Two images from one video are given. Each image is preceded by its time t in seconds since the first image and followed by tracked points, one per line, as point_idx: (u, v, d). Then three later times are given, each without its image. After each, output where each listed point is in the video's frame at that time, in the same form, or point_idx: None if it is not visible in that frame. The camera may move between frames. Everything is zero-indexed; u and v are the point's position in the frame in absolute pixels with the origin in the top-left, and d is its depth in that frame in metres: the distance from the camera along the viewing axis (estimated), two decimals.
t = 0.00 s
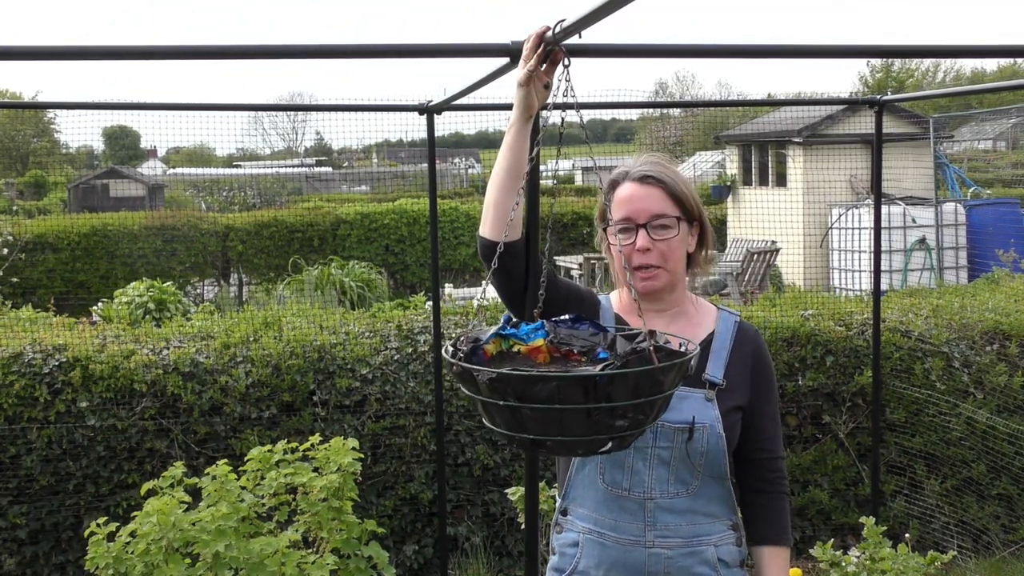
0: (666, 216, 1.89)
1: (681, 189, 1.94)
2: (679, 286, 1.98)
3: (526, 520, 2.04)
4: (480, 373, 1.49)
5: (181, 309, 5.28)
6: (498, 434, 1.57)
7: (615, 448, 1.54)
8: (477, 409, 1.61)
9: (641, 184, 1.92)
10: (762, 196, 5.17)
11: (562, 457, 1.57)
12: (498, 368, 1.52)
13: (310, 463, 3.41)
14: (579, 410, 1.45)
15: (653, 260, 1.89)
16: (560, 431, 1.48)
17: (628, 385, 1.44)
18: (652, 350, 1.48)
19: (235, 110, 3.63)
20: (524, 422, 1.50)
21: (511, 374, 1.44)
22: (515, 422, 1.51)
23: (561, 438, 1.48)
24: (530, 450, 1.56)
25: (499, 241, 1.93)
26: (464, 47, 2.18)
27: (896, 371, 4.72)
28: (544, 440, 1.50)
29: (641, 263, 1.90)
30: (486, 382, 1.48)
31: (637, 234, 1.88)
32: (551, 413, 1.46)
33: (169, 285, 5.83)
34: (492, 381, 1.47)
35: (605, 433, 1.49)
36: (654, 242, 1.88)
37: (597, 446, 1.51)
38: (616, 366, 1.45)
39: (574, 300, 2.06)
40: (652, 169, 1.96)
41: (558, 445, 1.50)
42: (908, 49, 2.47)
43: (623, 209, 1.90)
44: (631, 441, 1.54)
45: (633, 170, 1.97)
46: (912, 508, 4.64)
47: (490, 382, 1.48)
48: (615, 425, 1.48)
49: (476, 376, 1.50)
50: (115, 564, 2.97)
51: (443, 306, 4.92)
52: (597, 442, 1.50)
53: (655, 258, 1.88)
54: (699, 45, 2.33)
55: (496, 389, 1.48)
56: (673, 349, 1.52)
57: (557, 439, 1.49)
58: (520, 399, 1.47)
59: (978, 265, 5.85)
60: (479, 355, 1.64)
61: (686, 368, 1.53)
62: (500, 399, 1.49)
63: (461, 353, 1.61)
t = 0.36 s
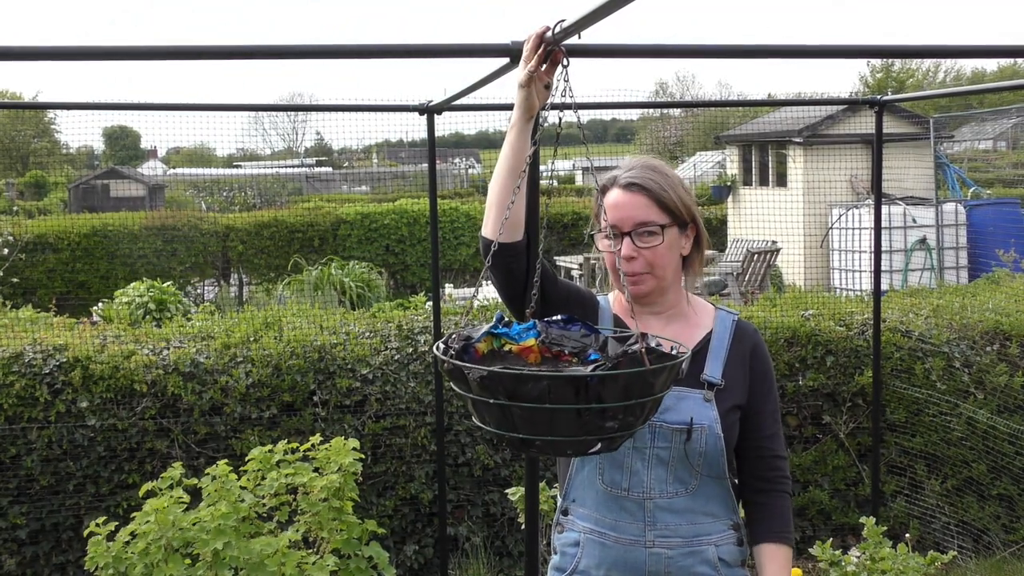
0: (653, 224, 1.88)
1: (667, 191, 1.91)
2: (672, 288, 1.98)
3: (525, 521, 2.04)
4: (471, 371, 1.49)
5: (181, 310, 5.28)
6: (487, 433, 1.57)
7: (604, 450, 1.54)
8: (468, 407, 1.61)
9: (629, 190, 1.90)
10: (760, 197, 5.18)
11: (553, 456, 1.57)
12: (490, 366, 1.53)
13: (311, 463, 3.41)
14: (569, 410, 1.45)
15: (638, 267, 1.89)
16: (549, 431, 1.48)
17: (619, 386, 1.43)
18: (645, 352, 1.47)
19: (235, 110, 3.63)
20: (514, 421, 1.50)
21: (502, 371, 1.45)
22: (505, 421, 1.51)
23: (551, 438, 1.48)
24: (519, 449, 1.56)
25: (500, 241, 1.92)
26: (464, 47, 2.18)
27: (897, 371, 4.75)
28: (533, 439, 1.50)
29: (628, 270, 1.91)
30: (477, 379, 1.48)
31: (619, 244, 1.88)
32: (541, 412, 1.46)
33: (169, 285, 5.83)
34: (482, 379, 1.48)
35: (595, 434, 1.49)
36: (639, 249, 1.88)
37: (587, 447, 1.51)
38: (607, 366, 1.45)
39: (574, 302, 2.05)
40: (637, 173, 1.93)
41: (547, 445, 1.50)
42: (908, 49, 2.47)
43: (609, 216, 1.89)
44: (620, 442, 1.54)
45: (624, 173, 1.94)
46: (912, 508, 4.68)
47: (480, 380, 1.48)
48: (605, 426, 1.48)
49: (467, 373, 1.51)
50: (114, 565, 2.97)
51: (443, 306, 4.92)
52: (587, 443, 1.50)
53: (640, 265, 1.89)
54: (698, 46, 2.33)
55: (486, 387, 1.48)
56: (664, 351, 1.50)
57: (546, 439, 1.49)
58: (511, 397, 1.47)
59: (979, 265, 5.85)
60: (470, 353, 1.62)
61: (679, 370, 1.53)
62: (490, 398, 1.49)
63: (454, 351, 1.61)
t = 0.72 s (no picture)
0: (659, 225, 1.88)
1: (665, 191, 1.90)
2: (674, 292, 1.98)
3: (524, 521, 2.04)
4: (477, 371, 1.49)
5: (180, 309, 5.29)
6: (494, 435, 1.57)
7: (613, 450, 1.53)
8: (475, 409, 1.61)
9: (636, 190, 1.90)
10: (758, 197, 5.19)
11: (560, 458, 1.57)
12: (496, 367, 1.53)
13: (311, 463, 3.41)
14: (576, 408, 1.45)
15: (639, 269, 1.89)
16: (557, 430, 1.48)
17: (627, 383, 1.43)
18: (652, 349, 1.48)
19: (235, 110, 3.63)
20: (520, 422, 1.50)
21: (507, 370, 1.45)
22: (512, 422, 1.51)
23: (558, 437, 1.48)
24: (527, 451, 1.56)
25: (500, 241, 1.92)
26: (464, 48, 2.18)
27: (896, 371, 4.73)
28: (541, 440, 1.50)
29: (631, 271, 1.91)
30: (483, 379, 1.48)
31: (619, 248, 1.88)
32: (548, 411, 1.46)
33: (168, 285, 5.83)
34: (489, 378, 1.48)
35: (603, 433, 1.48)
36: (644, 250, 1.88)
37: (595, 447, 1.51)
38: (614, 364, 1.45)
39: (574, 303, 2.06)
40: (635, 175, 1.93)
41: (555, 446, 1.50)
42: (907, 50, 2.47)
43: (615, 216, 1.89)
44: (629, 443, 1.54)
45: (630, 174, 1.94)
46: (911, 507, 4.65)
47: (487, 379, 1.48)
48: (613, 424, 1.48)
49: (474, 374, 1.51)
50: (114, 564, 2.97)
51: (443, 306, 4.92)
52: (595, 443, 1.50)
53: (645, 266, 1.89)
54: (697, 46, 2.33)
55: (492, 387, 1.48)
56: (672, 348, 1.51)
57: (554, 439, 1.49)
58: (517, 397, 1.47)
59: (978, 264, 5.84)
60: (473, 357, 1.65)
61: (686, 368, 1.53)
62: (497, 398, 1.49)
63: (457, 354, 1.66)
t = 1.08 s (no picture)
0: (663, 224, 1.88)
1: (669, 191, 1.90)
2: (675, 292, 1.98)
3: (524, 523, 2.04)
4: (487, 373, 1.49)
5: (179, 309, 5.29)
6: (505, 438, 1.56)
7: (625, 450, 1.54)
8: (484, 413, 1.60)
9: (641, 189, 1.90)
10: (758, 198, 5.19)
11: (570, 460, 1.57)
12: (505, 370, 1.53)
13: (309, 463, 3.41)
14: (588, 407, 1.45)
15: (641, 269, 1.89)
16: (570, 430, 1.47)
17: (638, 381, 1.44)
18: (661, 347, 1.49)
19: (234, 110, 3.63)
20: (532, 424, 1.49)
21: (518, 371, 1.45)
22: (524, 423, 1.50)
23: (572, 438, 1.48)
24: (538, 453, 1.56)
25: (499, 242, 1.93)
26: (464, 48, 2.18)
27: (894, 371, 4.73)
28: (553, 441, 1.50)
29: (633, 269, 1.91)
30: (494, 382, 1.48)
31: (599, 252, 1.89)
32: (560, 411, 1.46)
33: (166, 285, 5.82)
34: (499, 380, 1.48)
35: (616, 432, 1.49)
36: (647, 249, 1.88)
37: (607, 447, 1.51)
38: (624, 363, 1.46)
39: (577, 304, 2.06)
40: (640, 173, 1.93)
41: (568, 446, 1.50)
42: (907, 51, 2.47)
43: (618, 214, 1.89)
44: (641, 442, 1.54)
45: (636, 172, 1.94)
46: (910, 508, 4.65)
47: (497, 381, 1.48)
48: (626, 423, 1.48)
49: (484, 377, 1.51)
50: (113, 564, 2.97)
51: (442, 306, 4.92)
52: (608, 442, 1.50)
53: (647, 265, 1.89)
54: (697, 47, 2.33)
55: (503, 389, 1.48)
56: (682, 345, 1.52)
57: (566, 440, 1.48)
58: (529, 398, 1.47)
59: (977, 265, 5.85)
60: (483, 359, 1.63)
61: (696, 365, 1.54)
62: (508, 400, 1.49)
63: (466, 358, 1.64)
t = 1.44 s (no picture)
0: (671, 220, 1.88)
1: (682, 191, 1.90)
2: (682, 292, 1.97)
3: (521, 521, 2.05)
4: (484, 374, 1.48)
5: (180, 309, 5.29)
6: (502, 437, 1.56)
7: (619, 449, 1.54)
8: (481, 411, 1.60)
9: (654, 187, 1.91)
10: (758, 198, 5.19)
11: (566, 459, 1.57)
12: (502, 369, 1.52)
13: (309, 463, 3.40)
14: (584, 409, 1.45)
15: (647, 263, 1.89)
16: (566, 431, 1.47)
17: (633, 383, 1.44)
18: (657, 348, 1.48)
19: (234, 110, 3.63)
20: (528, 424, 1.49)
21: (515, 373, 1.44)
22: (520, 423, 1.50)
23: (567, 438, 1.48)
24: (534, 451, 1.56)
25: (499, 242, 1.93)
26: (463, 48, 2.18)
27: (895, 371, 4.74)
28: (549, 441, 1.50)
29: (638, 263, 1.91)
30: (490, 382, 1.47)
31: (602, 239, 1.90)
32: (556, 412, 1.45)
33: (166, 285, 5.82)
34: (496, 381, 1.47)
35: (611, 433, 1.49)
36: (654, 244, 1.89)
37: (602, 446, 1.51)
38: (620, 365, 1.45)
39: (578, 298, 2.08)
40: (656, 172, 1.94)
41: (564, 446, 1.50)
42: (906, 50, 2.47)
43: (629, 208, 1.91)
44: (635, 442, 1.54)
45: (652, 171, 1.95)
46: (910, 508, 4.66)
47: (494, 382, 1.47)
48: (621, 424, 1.48)
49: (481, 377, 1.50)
50: (113, 564, 2.97)
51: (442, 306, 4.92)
52: (602, 442, 1.50)
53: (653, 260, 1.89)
54: (697, 46, 2.33)
55: (500, 390, 1.47)
56: (677, 346, 1.52)
57: (562, 440, 1.48)
58: (525, 399, 1.46)
59: (977, 265, 5.85)
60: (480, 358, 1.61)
61: (691, 366, 1.54)
62: (505, 400, 1.48)
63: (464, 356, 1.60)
